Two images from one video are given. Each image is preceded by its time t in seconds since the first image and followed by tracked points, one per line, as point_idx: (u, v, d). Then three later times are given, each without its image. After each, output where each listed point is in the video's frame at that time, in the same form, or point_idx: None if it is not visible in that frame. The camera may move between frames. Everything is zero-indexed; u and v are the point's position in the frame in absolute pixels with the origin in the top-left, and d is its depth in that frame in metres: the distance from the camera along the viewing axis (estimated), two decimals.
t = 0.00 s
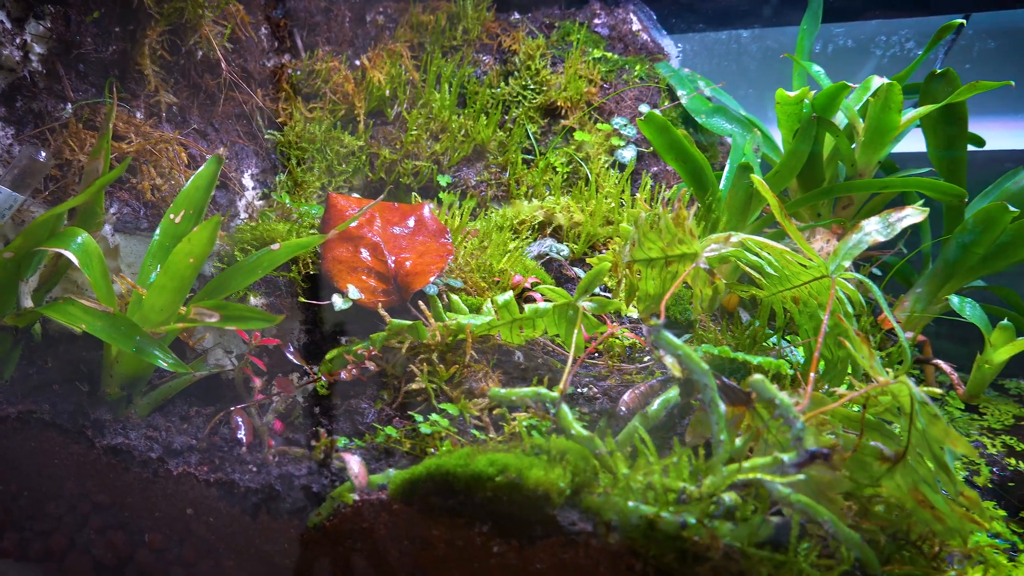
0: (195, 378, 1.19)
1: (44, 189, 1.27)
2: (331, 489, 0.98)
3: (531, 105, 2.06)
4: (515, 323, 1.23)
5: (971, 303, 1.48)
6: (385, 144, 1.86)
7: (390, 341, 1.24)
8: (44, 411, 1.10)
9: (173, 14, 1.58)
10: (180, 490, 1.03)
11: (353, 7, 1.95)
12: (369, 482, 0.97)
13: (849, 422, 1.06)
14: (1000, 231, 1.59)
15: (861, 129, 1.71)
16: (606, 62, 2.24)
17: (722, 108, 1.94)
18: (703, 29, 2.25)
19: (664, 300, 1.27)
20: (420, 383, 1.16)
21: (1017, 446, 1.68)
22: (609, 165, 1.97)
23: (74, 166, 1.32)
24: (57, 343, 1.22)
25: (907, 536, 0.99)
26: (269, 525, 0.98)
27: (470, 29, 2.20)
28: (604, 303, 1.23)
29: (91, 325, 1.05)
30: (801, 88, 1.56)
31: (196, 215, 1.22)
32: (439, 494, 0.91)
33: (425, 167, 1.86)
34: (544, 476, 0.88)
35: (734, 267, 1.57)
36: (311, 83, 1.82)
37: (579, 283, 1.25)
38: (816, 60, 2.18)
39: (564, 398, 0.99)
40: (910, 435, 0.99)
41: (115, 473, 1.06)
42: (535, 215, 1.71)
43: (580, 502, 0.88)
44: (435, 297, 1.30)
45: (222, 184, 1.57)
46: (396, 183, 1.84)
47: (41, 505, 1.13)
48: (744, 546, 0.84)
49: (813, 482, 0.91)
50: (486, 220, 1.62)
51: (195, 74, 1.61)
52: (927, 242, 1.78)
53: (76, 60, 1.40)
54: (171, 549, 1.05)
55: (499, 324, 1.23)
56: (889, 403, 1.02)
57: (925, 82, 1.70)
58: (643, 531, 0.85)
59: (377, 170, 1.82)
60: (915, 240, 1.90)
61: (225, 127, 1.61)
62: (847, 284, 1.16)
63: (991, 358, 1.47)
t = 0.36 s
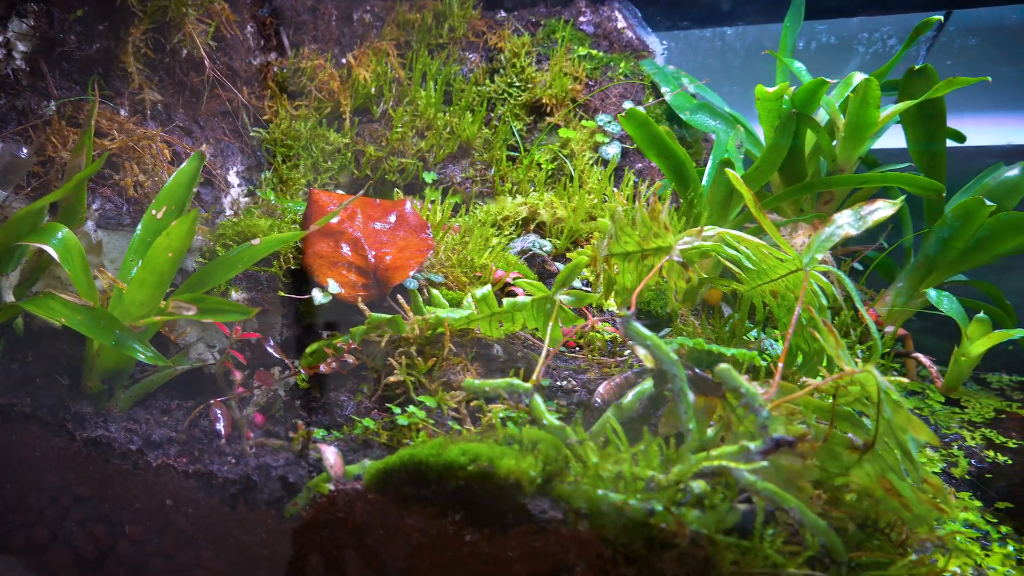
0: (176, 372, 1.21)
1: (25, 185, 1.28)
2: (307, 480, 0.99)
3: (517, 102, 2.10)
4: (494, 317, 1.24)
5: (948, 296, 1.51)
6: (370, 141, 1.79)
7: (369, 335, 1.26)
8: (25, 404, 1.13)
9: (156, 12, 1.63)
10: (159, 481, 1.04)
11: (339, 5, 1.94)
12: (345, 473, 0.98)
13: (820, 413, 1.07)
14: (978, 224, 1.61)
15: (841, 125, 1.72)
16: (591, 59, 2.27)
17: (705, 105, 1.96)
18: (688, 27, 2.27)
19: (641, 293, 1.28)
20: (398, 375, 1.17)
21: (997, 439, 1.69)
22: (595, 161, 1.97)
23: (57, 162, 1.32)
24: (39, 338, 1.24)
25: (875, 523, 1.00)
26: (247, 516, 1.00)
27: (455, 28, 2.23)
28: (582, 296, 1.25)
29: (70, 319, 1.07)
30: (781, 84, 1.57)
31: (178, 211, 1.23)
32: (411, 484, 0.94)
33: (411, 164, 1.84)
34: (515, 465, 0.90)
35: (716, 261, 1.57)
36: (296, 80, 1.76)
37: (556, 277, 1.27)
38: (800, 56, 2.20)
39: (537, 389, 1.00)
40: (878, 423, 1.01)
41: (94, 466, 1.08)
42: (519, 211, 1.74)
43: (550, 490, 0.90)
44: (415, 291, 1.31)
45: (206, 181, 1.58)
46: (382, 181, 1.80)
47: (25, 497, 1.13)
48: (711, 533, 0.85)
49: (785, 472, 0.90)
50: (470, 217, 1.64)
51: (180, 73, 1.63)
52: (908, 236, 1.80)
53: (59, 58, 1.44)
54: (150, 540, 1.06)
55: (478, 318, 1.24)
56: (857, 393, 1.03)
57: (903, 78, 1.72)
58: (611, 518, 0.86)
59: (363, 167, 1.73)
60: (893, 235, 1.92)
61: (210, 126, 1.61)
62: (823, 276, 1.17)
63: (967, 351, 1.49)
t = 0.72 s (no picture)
0: (154, 366, 1.22)
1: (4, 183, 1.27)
2: (278, 471, 1.01)
3: (499, 101, 2.10)
4: (468, 312, 1.25)
5: (920, 292, 1.54)
6: (353, 140, 1.90)
7: (345, 330, 1.27)
8: (3, 399, 1.15)
9: (138, 11, 1.61)
10: (134, 473, 1.06)
11: (323, 5, 2.08)
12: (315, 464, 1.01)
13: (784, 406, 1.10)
14: (951, 221, 1.64)
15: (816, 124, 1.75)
16: (573, 59, 2.25)
17: (686, 104, 1.98)
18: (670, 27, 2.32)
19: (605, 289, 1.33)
20: (372, 369, 1.19)
21: (970, 432, 1.72)
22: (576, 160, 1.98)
23: (37, 161, 1.33)
24: (19, 334, 1.26)
25: (836, 513, 1.03)
26: (219, 506, 1.02)
27: (440, 27, 2.22)
28: (554, 292, 1.27)
29: (46, 315, 1.09)
30: (755, 82, 1.59)
31: (157, 208, 1.25)
32: (379, 474, 0.95)
33: (394, 161, 1.88)
34: (479, 455, 0.92)
35: (691, 258, 1.60)
36: (279, 79, 1.89)
37: (529, 273, 1.30)
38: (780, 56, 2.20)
39: (502, 380, 1.03)
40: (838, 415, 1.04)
41: (70, 458, 1.10)
42: (499, 208, 1.76)
43: (514, 481, 0.92)
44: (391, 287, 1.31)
45: (188, 179, 1.57)
46: (365, 180, 1.86)
47: (6, 491, 1.16)
48: (669, 520, 0.87)
49: (747, 462, 0.90)
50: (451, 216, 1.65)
51: (163, 72, 1.66)
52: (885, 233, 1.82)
53: (41, 57, 1.43)
54: (127, 531, 1.09)
55: (452, 314, 1.25)
56: (819, 384, 1.06)
57: (879, 77, 1.74)
58: (572, 507, 0.88)
59: (346, 165, 1.85)
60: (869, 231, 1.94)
61: (194, 125, 1.66)
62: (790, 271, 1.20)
63: (938, 346, 1.52)
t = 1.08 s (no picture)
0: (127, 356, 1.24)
1: None
2: (245, 456, 1.02)
3: (478, 96, 2.13)
4: (438, 301, 1.27)
5: (889, 282, 1.56)
6: (333, 135, 1.89)
7: (316, 320, 1.27)
8: None
9: (114, 7, 1.64)
10: (104, 460, 1.08)
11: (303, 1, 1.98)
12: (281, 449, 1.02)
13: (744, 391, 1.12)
14: (922, 211, 1.66)
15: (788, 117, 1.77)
16: (552, 54, 2.30)
17: (664, 98, 1.99)
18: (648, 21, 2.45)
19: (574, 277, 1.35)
20: (342, 357, 1.20)
21: (942, 421, 1.75)
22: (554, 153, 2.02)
23: (12, 154, 1.37)
24: None
25: (796, 494, 1.04)
26: (188, 491, 1.04)
27: (420, 23, 2.22)
28: (523, 281, 1.29)
29: (15, 304, 1.09)
30: (726, 75, 1.62)
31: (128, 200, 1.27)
32: (342, 459, 0.96)
33: (373, 156, 1.90)
34: (440, 438, 0.93)
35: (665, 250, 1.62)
36: (257, 76, 1.85)
37: (498, 262, 1.33)
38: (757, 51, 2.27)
39: (465, 365, 1.05)
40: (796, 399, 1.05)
41: (42, 446, 1.12)
42: (475, 201, 1.77)
43: (475, 464, 0.93)
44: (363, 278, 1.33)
45: (166, 172, 1.61)
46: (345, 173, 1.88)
47: None
48: (624, 500, 0.88)
49: (707, 445, 0.92)
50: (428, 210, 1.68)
51: (140, 67, 1.67)
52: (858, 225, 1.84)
53: (16, 52, 1.44)
54: (99, 517, 1.11)
55: (422, 303, 1.27)
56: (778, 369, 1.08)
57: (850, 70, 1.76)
58: (530, 488, 0.90)
59: (325, 159, 1.86)
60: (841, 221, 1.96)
61: (172, 120, 1.69)
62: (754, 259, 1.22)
63: (907, 335, 1.54)
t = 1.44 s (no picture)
0: (105, 346, 1.27)
1: None
2: (217, 441, 1.03)
3: (463, 89, 2.18)
4: (414, 289, 1.29)
5: (865, 272, 1.57)
6: (316, 128, 1.86)
7: (293, 309, 1.29)
8: None
9: None
10: (79, 446, 1.09)
11: None
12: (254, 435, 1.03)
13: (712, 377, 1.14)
14: (899, 203, 1.67)
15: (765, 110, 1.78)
16: (536, 48, 2.37)
17: (645, 91, 2.01)
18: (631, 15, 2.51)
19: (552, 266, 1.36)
20: (316, 345, 1.21)
21: (918, 411, 1.76)
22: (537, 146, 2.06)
23: None
24: None
25: (761, 478, 1.06)
26: (161, 476, 1.05)
27: (404, 17, 2.23)
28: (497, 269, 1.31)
29: None
30: (703, 67, 1.63)
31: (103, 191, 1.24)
32: (312, 443, 0.97)
33: (357, 148, 1.90)
34: (407, 422, 0.95)
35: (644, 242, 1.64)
36: (239, 68, 1.78)
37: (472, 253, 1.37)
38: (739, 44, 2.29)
39: (435, 351, 1.07)
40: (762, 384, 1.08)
41: (17, 432, 1.13)
42: (457, 193, 1.79)
43: (442, 448, 0.94)
44: (341, 267, 1.35)
45: (148, 165, 1.60)
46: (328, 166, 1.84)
47: None
48: (588, 482, 0.90)
49: (675, 430, 0.95)
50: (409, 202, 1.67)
51: (123, 60, 1.71)
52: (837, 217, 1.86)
53: None
54: (73, 503, 1.13)
55: (397, 291, 1.29)
56: (745, 356, 1.10)
57: (828, 63, 1.77)
58: (496, 470, 0.91)
59: (309, 152, 1.80)
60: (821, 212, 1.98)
61: (156, 112, 1.69)
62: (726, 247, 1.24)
63: (881, 324, 1.56)
